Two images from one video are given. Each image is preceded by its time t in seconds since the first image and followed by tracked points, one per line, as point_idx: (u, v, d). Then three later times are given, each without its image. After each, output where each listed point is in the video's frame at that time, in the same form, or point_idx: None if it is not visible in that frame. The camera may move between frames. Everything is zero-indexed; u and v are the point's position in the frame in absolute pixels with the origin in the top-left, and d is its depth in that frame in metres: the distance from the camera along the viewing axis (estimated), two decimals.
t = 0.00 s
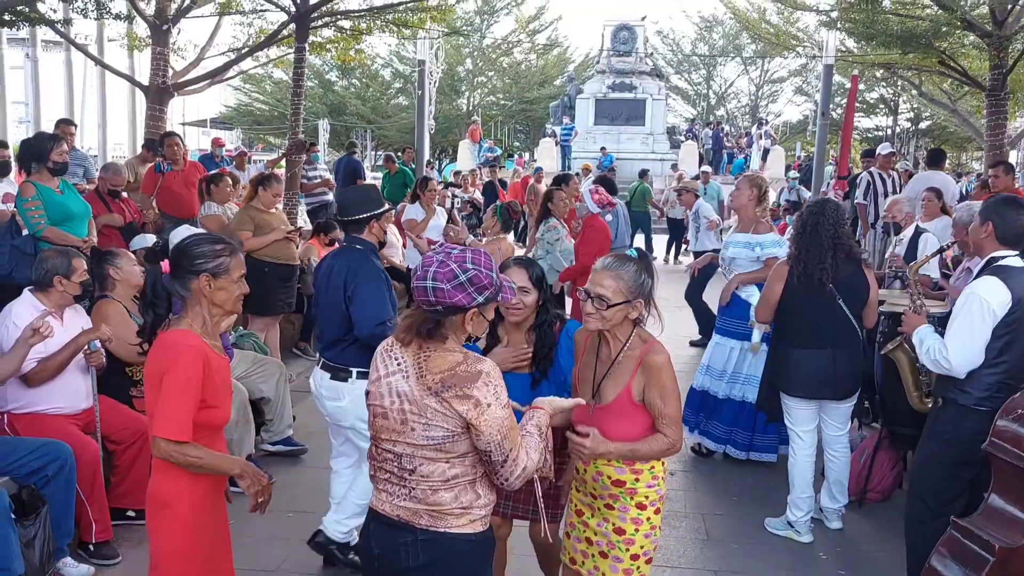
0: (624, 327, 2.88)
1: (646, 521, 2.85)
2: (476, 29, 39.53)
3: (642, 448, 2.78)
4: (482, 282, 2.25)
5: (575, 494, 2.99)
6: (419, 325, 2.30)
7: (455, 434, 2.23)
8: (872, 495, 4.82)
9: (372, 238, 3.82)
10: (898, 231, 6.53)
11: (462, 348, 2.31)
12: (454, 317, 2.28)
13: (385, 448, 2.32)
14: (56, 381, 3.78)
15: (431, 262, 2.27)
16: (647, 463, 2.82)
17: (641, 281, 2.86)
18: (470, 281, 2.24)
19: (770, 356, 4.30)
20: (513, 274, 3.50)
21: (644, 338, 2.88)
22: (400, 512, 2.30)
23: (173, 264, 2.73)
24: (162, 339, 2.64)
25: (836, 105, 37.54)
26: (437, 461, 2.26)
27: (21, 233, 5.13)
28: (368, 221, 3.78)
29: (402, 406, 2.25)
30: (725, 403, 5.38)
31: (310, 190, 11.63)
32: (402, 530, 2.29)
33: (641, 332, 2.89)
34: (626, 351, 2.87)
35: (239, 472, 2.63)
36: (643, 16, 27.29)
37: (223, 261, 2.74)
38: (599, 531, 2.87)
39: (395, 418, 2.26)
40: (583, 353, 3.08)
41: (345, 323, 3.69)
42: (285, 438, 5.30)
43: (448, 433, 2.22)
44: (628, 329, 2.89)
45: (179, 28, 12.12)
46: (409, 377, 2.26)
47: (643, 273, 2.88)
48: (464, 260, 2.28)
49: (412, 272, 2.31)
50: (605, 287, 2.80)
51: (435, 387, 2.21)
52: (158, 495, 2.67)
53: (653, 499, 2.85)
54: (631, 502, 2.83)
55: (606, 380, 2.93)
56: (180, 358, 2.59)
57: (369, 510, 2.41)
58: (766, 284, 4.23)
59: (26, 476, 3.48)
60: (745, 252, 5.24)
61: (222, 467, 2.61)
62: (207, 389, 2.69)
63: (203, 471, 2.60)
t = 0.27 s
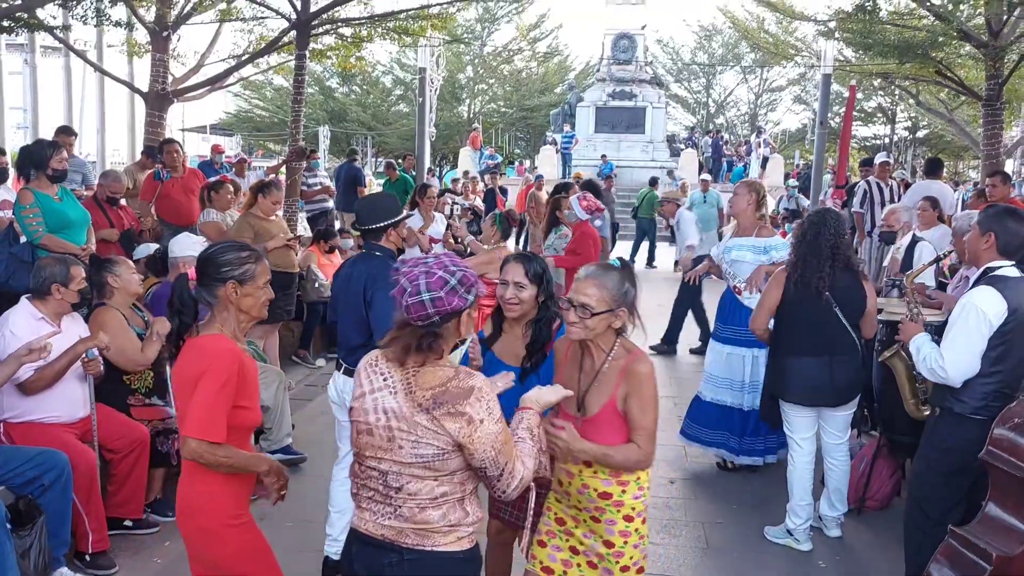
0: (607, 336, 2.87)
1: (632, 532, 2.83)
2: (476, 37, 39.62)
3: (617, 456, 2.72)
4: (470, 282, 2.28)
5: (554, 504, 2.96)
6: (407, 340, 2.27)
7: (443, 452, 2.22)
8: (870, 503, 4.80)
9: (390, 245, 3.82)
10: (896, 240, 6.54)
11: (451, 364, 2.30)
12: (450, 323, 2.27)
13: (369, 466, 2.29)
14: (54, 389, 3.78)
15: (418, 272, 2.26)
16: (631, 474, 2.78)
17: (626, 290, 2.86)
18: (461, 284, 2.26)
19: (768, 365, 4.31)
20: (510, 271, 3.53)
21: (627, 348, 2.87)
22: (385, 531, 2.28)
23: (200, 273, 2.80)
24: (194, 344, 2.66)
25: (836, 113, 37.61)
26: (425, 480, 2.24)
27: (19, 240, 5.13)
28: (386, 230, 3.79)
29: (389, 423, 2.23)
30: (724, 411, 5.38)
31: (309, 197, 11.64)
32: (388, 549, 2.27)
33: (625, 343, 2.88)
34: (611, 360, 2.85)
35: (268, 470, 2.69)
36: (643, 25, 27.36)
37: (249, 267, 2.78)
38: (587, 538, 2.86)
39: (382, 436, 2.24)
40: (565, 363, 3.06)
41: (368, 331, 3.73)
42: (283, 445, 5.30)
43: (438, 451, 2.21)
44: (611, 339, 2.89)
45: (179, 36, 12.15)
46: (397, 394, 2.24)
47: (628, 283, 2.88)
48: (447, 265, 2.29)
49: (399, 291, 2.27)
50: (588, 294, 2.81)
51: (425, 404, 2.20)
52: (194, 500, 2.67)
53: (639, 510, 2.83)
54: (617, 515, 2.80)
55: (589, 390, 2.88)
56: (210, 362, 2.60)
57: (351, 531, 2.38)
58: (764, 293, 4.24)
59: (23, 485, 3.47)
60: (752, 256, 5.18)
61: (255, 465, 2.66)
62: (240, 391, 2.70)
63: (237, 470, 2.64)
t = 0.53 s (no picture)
0: (574, 344, 2.85)
1: (596, 544, 2.82)
2: (477, 41, 39.69)
3: (581, 467, 2.73)
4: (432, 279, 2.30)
5: (522, 514, 2.95)
6: (386, 352, 2.26)
7: (428, 464, 2.20)
8: (870, 508, 4.80)
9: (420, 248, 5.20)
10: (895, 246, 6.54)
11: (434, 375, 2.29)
12: (423, 326, 2.28)
13: (349, 476, 2.26)
14: (54, 395, 3.79)
15: (375, 284, 2.27)
16: (596, 485, 2.78)
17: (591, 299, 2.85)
18: (423, 282, 2.27)
19: (769, 370, 4.31)
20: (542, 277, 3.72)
21: (595, 356, 2.85)
22: (363, 541, 2.25)
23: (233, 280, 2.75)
24: (231, 352, 2.64)
25: (837, 118, 37.64)
26: (407, 491, 2.22)
27: (20, 245, 5.14)
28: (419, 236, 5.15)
29: (373, 435, 2.20)
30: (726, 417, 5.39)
31: (310, 201, 11.65)
32: (367, 558, 2.25)
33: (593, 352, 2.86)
34: (577, 370, 2.83)
35: (303, 488, 2.61)
36: (643, 29, 27.40)
37: (284, 274, 2.76)
38: (549, 552, 2.84)
39: (363, 447, 2.21)
40: (533, 370, 3.03)
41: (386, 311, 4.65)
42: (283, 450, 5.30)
43: (422, 463, 2.19)
44: (578, 346, 2.87)
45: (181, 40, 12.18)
46: (382, 406, 2.21)
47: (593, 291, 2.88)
48: (404, 270, 2.30)
49: (362, 308, 2.27)
50: (552, 302, 2.79)
51: (412, 416, 2.19)
52: (238, 504, 2.67)
53: (603, 522, 2.82)
54: (580, 526, 2.79)
55: (556, 399, 2.87)
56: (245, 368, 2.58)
57: (322, 539, 2.36)
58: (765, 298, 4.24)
59: (22, 490, 3.47)
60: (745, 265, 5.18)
61: (290, 478, 2.60)
62: (279, 399, 2.66)
63: (273, 482, 2.59)
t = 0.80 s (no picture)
0: (546, 361, 2.72)
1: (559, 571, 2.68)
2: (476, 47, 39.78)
3: (540, 492, 2.56)
4: (420, 288, 2.34)
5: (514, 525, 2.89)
6: (379, 362, 2.26)
7: (435, 473, 2.19)
8: (869, 517, 4.79)
9: (440, 258, 4.77)
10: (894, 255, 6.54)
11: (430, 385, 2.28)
12: (417, 333, 2.30)
13: (350, 487, 2.22)
14: (52, 405, 3.79)
15: (365, 299, 2.32)
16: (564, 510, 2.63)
17: (557, 316, 2.70)
18: (412, 292, 2.31)
19: (768, 379, 4.31)
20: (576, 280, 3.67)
21: (566, 374, 2.68)
22: (364, 554, 2.23)
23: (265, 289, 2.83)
24: (266, 360, 2.67)
25: (835, 124, 37.74)
26: (413, 500, 2.20)
27: (20, 254, 5.15)
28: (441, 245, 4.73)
29: (377, 445, 2.17)
30: (725, 426, 5.38)
31: (310, 208, 11.67)
32: (368, 570, 2.23)
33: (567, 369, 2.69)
34: (549, 388, 2.67)
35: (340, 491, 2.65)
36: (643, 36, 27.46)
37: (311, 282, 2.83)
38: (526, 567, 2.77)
39: (369, 457, 2.17)
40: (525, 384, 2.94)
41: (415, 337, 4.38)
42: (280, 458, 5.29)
43: (431, 471, 2.18)
44: (552, 362, 2.72)
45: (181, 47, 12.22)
46: (388, 415, 2.19)
47: (555, 304, 2.72)
48: (394, 284, 2.35)
49: (353, 319, 2.30)
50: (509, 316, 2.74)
51: (422, 424, 2.18)
52: (273, 508, 2.69)
53: (571, 550, 2.67)
54: (546, 549, 2.68)
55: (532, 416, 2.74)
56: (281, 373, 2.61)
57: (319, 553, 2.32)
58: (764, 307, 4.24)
59: (20, 501, 3.48)
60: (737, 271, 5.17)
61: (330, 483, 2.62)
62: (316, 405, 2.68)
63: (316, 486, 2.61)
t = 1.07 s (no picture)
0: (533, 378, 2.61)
1: None
2: (475, 51, 39.84)
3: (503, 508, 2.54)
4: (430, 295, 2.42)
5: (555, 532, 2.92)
6: (391, 366, 2.32)
7: (456, 473, 2.29)
8: (869, 525, 4.81)
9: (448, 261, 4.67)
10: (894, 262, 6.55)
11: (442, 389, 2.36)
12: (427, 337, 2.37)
13: (375, 493, 2.29)
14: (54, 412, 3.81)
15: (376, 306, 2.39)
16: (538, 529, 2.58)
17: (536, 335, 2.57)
18: (422, 298, 2.39)
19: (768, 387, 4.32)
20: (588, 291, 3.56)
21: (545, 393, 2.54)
22: (395, 556, 2.30)
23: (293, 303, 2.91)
24: (291, 370, 2.72)
25: (834, 127, 37.81)
26: (438, 500, 2.29)
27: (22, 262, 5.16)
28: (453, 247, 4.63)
29: (400, 449, 2.25)
30: (725, 435, 5.38)
31: (310, 213, 11.68)
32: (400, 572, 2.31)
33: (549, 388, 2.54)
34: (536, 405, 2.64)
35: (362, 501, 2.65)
36: (642, 40, 27.51)
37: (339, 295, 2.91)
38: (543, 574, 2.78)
39: (393, 462, 2.25)
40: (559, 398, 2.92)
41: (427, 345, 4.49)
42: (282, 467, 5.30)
43: (453, 470, 2.28)
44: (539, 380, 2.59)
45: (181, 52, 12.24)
46: (405, 420, 2.27)
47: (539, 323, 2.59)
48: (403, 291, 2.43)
49: (364, 324, 2.37)
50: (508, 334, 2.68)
51: (440, 427, 2.27)
52: (301, 514, 2.73)
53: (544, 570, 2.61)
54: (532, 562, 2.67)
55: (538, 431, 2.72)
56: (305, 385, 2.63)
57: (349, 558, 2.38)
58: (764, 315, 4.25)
59: (22, 508, 3.48)
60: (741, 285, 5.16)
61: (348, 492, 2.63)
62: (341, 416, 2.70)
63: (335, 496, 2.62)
